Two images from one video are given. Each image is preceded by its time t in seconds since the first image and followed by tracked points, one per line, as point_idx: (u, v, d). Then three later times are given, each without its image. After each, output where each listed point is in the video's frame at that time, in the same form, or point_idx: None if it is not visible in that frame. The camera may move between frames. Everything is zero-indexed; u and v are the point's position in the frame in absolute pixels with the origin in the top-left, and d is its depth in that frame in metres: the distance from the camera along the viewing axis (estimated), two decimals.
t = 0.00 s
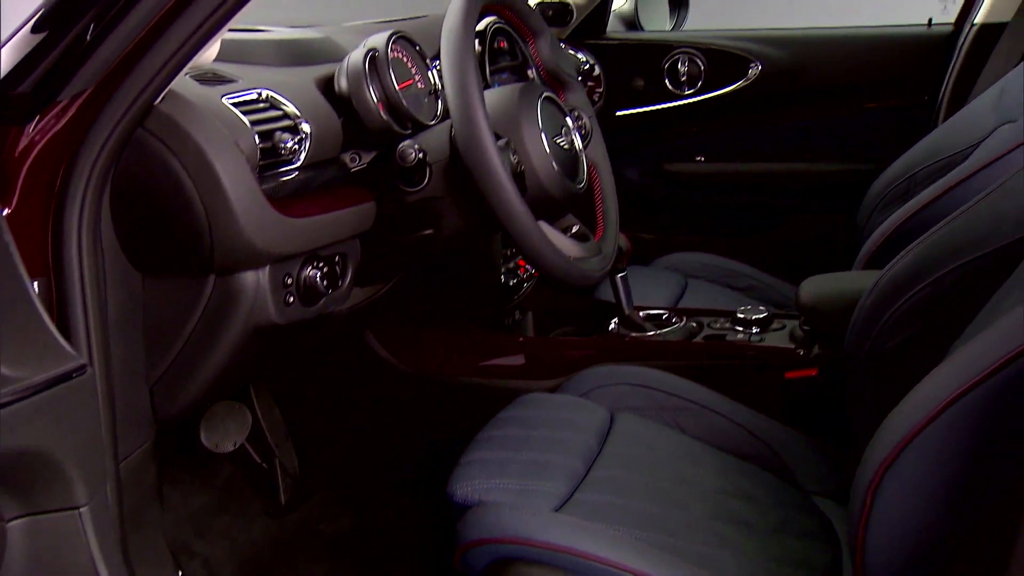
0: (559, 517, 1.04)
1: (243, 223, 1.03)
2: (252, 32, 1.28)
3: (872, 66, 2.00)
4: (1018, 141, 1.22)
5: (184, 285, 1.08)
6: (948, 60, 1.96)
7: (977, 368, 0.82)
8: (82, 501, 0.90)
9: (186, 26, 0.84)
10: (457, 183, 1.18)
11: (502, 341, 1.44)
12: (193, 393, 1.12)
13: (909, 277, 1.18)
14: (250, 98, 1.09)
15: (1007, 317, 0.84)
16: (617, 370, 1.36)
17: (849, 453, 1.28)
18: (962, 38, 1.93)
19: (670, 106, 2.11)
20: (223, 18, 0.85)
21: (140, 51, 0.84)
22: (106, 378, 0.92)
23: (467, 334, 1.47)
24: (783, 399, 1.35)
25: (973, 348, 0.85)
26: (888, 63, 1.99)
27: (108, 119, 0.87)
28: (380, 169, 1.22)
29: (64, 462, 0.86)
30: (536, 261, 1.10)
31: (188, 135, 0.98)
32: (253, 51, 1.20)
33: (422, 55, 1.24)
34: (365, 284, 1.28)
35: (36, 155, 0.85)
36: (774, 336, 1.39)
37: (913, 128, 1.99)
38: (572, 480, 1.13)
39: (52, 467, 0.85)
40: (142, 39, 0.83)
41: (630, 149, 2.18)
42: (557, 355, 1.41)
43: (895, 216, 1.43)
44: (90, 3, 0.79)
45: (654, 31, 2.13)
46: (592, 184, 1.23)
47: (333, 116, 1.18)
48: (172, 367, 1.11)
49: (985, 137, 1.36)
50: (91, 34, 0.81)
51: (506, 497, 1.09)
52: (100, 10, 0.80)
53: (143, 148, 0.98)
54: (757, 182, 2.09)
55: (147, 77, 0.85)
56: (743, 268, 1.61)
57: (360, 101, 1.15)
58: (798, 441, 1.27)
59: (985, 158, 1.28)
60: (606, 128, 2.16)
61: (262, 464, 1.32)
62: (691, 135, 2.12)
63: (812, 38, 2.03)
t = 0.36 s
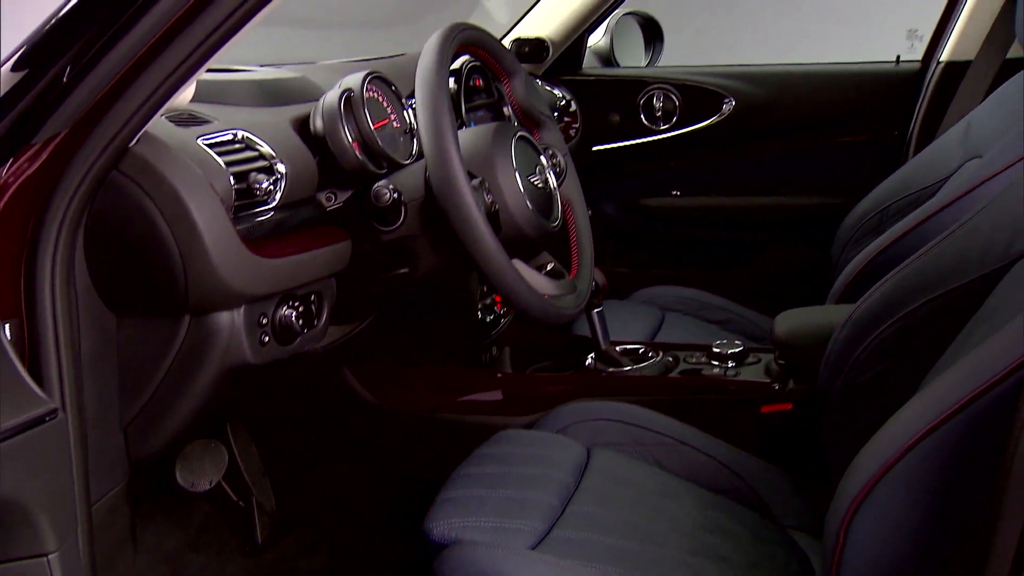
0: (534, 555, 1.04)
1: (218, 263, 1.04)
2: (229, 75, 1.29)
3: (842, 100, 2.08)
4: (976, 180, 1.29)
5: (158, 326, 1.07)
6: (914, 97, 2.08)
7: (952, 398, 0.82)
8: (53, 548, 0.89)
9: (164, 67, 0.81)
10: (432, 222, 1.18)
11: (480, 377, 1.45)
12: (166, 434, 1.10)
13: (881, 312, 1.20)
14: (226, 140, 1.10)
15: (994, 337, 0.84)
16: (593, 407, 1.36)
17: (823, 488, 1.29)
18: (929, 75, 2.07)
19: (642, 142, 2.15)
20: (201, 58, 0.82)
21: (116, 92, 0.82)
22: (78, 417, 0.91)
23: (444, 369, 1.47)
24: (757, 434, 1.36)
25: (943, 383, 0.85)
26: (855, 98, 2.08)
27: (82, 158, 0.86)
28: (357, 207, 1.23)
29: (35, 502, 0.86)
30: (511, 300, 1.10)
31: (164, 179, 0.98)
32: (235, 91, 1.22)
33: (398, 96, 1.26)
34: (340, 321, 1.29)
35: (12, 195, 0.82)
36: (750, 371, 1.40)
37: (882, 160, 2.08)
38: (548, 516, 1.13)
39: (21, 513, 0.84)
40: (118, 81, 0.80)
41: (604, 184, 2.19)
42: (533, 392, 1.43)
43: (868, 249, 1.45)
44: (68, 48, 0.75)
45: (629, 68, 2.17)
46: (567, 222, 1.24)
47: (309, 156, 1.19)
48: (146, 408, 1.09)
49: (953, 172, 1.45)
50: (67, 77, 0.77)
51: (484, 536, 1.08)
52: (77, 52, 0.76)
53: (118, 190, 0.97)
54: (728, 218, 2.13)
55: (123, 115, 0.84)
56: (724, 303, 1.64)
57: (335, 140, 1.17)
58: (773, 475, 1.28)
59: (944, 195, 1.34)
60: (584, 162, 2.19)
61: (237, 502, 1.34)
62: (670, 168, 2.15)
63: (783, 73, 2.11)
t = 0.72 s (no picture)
0: None
1: (196, 299, 1.03)
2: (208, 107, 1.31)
3: (819, 131, 2.12)
4: (951, 209, 1.31)
5: (135, 362, 1.06)
6: (888, 129, 2.13)
7: (922, 429, 0.82)
8: None
9: (141, 105, 0.77)
10: (409, 254, 1.20)
11: (460, 408, 1.49)
12: (142, 469, 1.10)
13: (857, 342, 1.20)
14: (204, 173, 1.10)
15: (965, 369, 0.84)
16: (573, 437, 1.37)
17: (801, 515, 1.30)
18: (901, 108, 2.12)
19: (621, 172, 2.19)
20: (180, 94, 0.78)
21: (91, 131, 0.78)
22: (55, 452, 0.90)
23: (424, 401, 1.50)
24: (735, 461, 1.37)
25: (915, 413, 0.86)
26: (831, 129, 2.12)
27: (62, 189, 0.82)
28: (335, 240, 1.24)
29: (13, 541, 0.86)
30: (488, 333, 1.11)
31: (142, 216, 0.98)
32: (209, 125, 1.22)
33: (376, 128, 1.29)
34: (319, 353, 1.29)
35: None
36: (728, 400, 1.43)
37: (858, 189, 2.12)
38: (527, 548, 1.12)
39: None
40: (93, 121, 0.77)
41: (585, 213, 2.23)
42: (514, 421, 1.46)
43: (844, 278, 1.47)
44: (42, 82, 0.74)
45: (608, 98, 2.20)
46: (545, 253, 1.26)
47: (287, 189, 1.20)
48: (122, 443, 1.08)
49: (927, 201, 1.47)
50: (44, 111, 0.76)
51: (464, 569, 1.08)
52: (54, 89, 0.75)
53: (94, 225, 0.96)
54: (707, 246, 2.17)
55: (99, 155, 0.80)
56: (702, 331, 1.69)
57: (314, 174, 1.18)
58: (751, 502, 1.28)
59: (919, 223, 1.36)
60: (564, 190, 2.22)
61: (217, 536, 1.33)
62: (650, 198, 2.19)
63: (760, 104, 2.14)
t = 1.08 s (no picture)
0: None
1: (178, 329, 1.02)
2: (192, 135, 1.32)
3: (801, 156, 2.15)
4: (930, 234, 1.33)
5: (117, 390, 1.05)
6: (869, 154, 2.15)
7: (899, 457, 0.82)
8: None
9: (135, 125, 0.75)
10: (393, 282, 1.21)
11: (444, 434, 1.52)
12: (124, 499, 1.07)
13: (838, 366, 1.21)
14: (187, 202, 1.11)
15: (949, 388, 0.85)
16: (548, 462, 1.39)
17: (784, 539, 1.31)
18: (882, 132, 2.14)
19: (605, 196, 2.21)
20: (164, 122, 0.76)
21: (70, 164, 0.76)
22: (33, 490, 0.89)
23: (408, 426, 1.54)
24: (719, 484, 1.38)
25: (895, 439, 0.85)
26: (813, 153, 2.15)
27: (52, 206, 0.78)
28: (318, 268, 1.25)
29: None
30: (471, 360, 1.11)
31: (124, 244, 0.97)
32: (191, 154, 1.23)
33: (359, 156, 1.31)
34: (302, 381, 1.30)
35: None
36: (712, 424, 1.45)
37: (840, 214, 2.15)
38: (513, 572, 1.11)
39: None
40: (72, 153, 0.75)
41: (569, 238, 2.26)
42: (497, 447, 1.49)
43: (826, 302, 1.47)
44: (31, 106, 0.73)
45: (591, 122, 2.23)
46: (528, 280, 1.27)
47: (270, 217, 1.21)
48: (102, 472, 1.06)
49: (907, 226, 1.50)
50: (26, 141, 0.74)
51: None
52: (41, 114, 0.73)
53: (74, 254, 0.95)
54: (691, 270, 2.20)
55: (75, 189, 0.78)
56: (681, 353, 1.73)
57: (297, 202, 1.20)
58: (736, 526, 1.29)
59: (899, 248, 1.38)
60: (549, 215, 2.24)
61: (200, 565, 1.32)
62: (634, 223, 2.22)
63: (743, 128, 2.16)
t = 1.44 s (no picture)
0: None
1: (167, 348, 1.01)
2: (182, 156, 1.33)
3: (789, 174, 2.17)
4: (918, 251, 1.33)
5: (105, 410, 1.04)
6: (856, 172, 2.16)
7: (887, 476, 0.81)
8: None
9: (124, 146, 0.72)
10: (382, 303, 1.22)
11: (435, 453, 1.55)
12: (113, 520, 1.06)
13: (827, 385, 1.21)
14: (177, 223, 1.11)
15: (933, 411, 0.83)
16: (540, 481, 1.40)
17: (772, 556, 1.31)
18: (868, 150, 2.16)
19: (594, 214, 2.24)
20: (151, 148, 0.73)
21: (58, 188, 0.73)
22: (19, 513, 0.87)
23: (398, 445, 1.57)
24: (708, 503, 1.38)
25: (881, 459, 0.84)
26: (801, 171, 2.17)
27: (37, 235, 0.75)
28: (307, 288, 1.26)
29: None
30: (462, 381, 1.11)
31: (113, 264, 0.96)
32: (183, 174, 1.24)
33: (349, 176, 1.33)
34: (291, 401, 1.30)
35: None
36: (702, 443, 1.47)
37: (830, 231, 2.17)
38: None
39: None
40: (59, 177, 0.72)
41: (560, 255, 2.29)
42: (487, 466, 1.53)
43: (814, 320, 1.48)
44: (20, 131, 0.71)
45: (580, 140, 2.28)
46: (518, 299, 1.28)
47: (260, 237, 1.22)
48: (89, 494, 1.05)
49: (895, 244, 1.51)
50: (15, 164, 0.72)
51: None
52: (27, 140, 0.71)
53: (62, 276, 0.95)
54: (681, 288, 2.21)
55: (63, 212, 0.75)
56: (671, 372, 1.77)
57: (287, 223, 1.21)
58: (725, 543, 1.29)
59: (888, 266, 1.39)
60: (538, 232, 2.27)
61: None
62: (625, 241, 2.25)
63: (731, 146, 2.19)
